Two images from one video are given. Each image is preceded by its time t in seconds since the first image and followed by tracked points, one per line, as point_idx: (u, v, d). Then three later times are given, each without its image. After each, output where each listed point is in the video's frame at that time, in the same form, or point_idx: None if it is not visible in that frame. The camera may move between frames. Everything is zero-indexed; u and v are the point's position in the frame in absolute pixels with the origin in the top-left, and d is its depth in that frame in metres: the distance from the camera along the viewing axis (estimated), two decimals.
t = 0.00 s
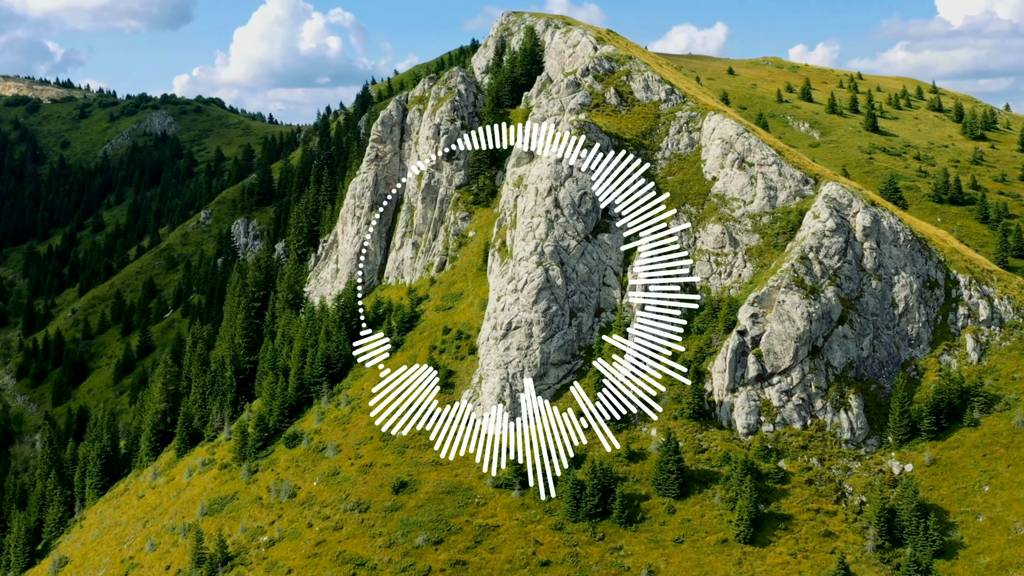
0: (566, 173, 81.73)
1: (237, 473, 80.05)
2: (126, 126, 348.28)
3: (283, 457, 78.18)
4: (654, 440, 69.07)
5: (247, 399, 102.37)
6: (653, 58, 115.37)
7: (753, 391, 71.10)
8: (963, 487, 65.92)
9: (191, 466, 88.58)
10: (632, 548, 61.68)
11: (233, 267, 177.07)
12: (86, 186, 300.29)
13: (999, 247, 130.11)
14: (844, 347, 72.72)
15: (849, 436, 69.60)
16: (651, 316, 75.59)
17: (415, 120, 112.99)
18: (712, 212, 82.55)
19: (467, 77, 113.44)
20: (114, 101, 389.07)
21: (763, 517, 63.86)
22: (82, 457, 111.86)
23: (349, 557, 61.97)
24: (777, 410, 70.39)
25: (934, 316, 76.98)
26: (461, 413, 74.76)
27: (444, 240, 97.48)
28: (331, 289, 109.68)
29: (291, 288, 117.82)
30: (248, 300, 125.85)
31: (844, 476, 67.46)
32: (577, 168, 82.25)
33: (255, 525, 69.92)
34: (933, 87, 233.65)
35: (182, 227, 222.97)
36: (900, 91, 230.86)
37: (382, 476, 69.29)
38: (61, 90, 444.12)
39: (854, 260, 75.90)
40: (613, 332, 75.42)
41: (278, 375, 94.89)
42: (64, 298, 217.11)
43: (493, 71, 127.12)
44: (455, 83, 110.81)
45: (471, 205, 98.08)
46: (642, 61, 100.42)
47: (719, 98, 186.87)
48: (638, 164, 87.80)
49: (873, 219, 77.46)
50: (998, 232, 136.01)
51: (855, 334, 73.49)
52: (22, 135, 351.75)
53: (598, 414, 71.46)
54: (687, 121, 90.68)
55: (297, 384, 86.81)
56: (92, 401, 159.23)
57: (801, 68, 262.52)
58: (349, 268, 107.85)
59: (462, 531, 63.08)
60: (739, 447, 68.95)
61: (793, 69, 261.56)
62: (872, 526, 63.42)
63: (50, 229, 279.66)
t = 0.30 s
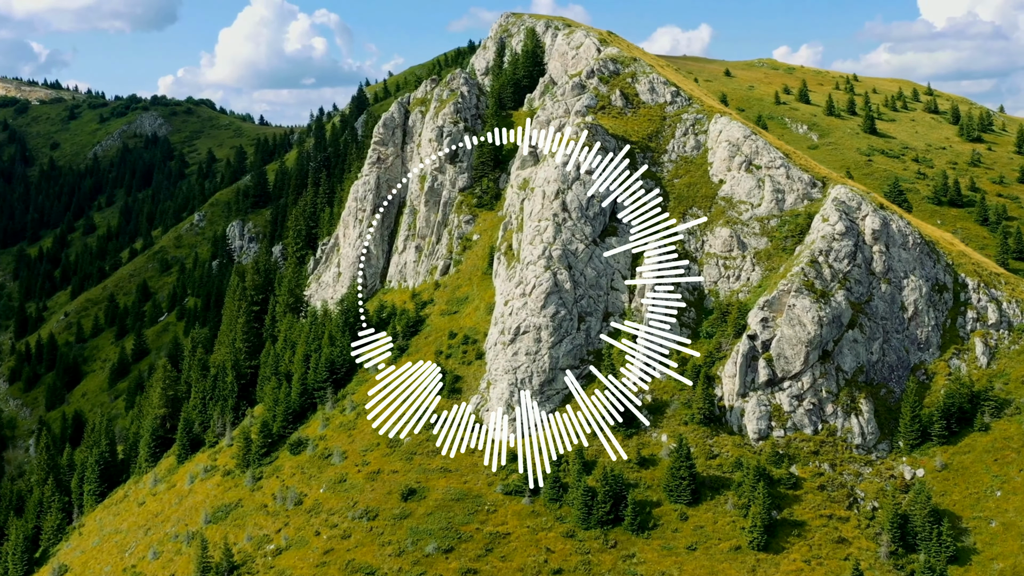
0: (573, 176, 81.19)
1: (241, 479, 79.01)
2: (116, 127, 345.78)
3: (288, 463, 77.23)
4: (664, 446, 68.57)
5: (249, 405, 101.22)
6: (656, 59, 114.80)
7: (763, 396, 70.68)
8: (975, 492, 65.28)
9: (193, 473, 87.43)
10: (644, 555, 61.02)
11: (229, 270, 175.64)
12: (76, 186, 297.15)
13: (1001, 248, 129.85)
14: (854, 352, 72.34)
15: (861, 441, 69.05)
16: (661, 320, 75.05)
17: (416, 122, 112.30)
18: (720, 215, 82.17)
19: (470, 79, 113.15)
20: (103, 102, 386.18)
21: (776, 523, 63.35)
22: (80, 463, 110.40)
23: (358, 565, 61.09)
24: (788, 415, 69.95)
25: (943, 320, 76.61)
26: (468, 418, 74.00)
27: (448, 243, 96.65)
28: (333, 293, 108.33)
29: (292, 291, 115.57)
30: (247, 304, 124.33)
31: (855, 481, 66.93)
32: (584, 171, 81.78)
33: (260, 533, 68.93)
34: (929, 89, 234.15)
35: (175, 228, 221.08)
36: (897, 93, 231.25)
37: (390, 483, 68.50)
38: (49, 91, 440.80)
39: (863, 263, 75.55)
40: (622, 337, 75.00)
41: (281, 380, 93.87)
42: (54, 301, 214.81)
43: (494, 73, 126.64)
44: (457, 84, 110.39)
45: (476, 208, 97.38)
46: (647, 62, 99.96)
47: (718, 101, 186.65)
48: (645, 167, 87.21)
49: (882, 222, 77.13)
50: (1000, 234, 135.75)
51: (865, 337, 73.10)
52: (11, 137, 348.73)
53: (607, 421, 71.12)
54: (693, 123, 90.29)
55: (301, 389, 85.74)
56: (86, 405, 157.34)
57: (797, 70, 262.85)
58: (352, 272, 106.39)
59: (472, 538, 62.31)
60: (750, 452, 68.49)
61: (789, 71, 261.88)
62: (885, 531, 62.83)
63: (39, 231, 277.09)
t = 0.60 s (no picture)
0: (581, 179, 80.78)
1: (245, 487, 77.98)
2: (105, 129, 343.44)
3: (293, 470, 76.28)
4: (675, 453, 68.03)
5: (251, 411, 100.03)
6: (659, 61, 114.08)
7: (774, 401, 70.27)
8: (988, 497, 64.52)
9: (195, 479, 86.26)
10: (656, 563, 60.27)
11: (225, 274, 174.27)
12: (66, 188, 294.56)
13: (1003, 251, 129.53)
14: (865, 356, 71.93)
15: (872, 446, 68.54)
16: (671, 326, 74.71)
17: (419, 124, 111.67)
18: (728, 218, 81.86)
19: (473, 81, 113.20)
20: (92, 103, 383.26)
21: (790, 530, 62.79)
22: (77, 470, 108.91)
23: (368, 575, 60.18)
24: (800, 421, 69.51)
25: (952, 324, 76.15)
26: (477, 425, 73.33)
27: (452, 247, 95.83)
28: (335, 297, 107.06)
29: (293, 294, 114.21)
30: (246, 308, 123.13)
31: (867, 487, 66.38)
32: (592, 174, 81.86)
33: (266, 542, 67.92)
34: (925, 92, 234.62)
35: (168, 230, 219.20)
36: (893, 95, 231.67)
37: (398, 490, 67.65)
38: (37, 92, 437.48)
39: (873, 267, 75.16)
40: (633, 342, 74.56)
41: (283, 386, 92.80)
42: (45, 304, 212.60)
43: (496, 76, 126.20)
44: (461, 87, 110.48)
45: (480, 212, 96.65)
46: (652, 64, 99.42)
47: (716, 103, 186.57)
48: (652, 168, 86.87)
49: (892, 225, 76.76)
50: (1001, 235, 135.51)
51: (875, 342, 72.70)
52: None
53: (617, 425, 70.27)
54: (700, 126, 89.81)
55: (305, 395, 84.74)
56: (80, 410, 155.56)
57: (794, 72, 263.13)
58: (354, 276, 105.29)
59: (483, 547, 61.49)
60: (761, 458, 68.01)
61: (785, 73, 262.20)
62: (899, 538, 62.14)
63: (28, 233, 274.60)
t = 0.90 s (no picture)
0: (588, 182, 79.96)
1: (248, 495, 76.78)
2: (93, 129, 340.54)
3: (297, 478, 75.12)
4: (687, 460, 67.27)
5: (252, 417, 98.57)
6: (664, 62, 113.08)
7: (786, 407, 69.63)
8: (1002, 504, 63.64)
9: (195, 487, 84.85)
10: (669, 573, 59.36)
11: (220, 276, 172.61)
12: (53, 189, 291.77)
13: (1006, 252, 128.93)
14: (877, 361, 71.21)
15: (884, 452, 67.74)
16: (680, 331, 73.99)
17: (421, 126, 110.42)
18: (737, 221, 81.07)
19: (475, 82, 111.14)
20: (78, 103, 379.74)
21: (804, 538, 62.00)
22: (71, 477, 107.19)
23: None
24: (813, 427, 68.79)
25: (964, 328, 75.34)
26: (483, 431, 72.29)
27: (456, 250, 94.70)
28: (336, 301, 105.72)
29: (292, 298, 112.98)
30: (244, 311, 121.27)
31: (881, 493, 65.56)
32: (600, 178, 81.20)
33: (271, 552, 66.74)
34: (922, 92, 234.59)
35: (160, 232, 217.00)
36: (891, 96, 231.50)
37: (406, 499, 66.59)
38: (24, 92, 433.62)
39: (884, 270, 74.51)
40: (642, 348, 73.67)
41: (285, 392, 91.56)
42: (35, 307, 210.16)
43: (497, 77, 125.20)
44: (462, 88, 108.20)
45: (483, 214, 95.53)
46: (657, 65, 98.72)
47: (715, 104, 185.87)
48: (660, 170, 86.03)
49: (903, 229, 76.13)
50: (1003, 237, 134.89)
51: (887, 346, 72.00)
52: None
53: (628, 432, 69.32)
54: (707, 127, 88.98)
55: (309, 401, 83.47)
56: (72, 415, 153.71)
57: (791, 73, 262.88)
58: (354, 280, 103.95)
59: (494, 557, 60.51)
60: (774, 465, 67.28)
61: (781, 73, 261.86)
62: (914, 546, 61.30)
63: (17, 235, 272.07)
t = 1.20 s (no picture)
0: (594, 185, 79.26)
1: (249, 504, 75.41)
2: (81, 129, 337.16)
3: (301, 486, 73.85)
4: (698, 467, 66.47)
5: (251, 423, 97.15)
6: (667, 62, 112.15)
7: (797, 413, 68.95)
8: (1016, 510, 62.72)
9: (195, 495, 83.37)
10: None
11: (213, 279, 170.67)
12: (42, 190, 288.60)
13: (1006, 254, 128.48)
14: (887, 366, 70.53)
15: (896, 458, 67.05)
16: (689, 335, 73.06)
17: (422, 127, 109.27)
18: (744, 224, 80.31)
19: (477, 83, 109.96)
20: (65, 103, 375.84)
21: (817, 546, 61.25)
22: (65, 484, 105.43)
23: None
24: (824, 432, 68.09)
25: (973, 332, 74.58)
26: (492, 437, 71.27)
27: (458, 253, 93.58)
28: (336, 305, 104.35)
29: (291, 302, 111.81)
30: (241, 315, 119.63)
31: (893, 500, 64.82)
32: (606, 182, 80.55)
33: (275, 563, 65.48)
34: (917, 93, 234.66)
35: (152, 234, 214.57)
36: (886, 96, 231.43)
37: (413, 508, 65.46)
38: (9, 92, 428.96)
39: (894, 274, 73.87)
40: (650, 353, 72.81)
41: (285, 398, 90.23)
42: (25, 310, 207.34)
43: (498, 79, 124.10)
44: (464, 89, 107.19)
45: (486, 217, 94.42)
46: (662, 66, 97.95)
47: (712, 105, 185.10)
48: (666, 172, 85.15)
49: (912, 231, 75.47)
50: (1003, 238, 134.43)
51: (898, 351, 71.34)
52: None
53: (637, 438, 68.38)
54: (712, 128, 88.26)
55: (312, 407, 82.23)
56: (64, 420, 151.62)
57: (785, 74, 262.64)
58: (354, 285, 102.43)
59: (504, 566, 59.46)
60: (785, 471, 66.65)
61: (776, 74, 261.56)
62: (928, 553, 60.52)
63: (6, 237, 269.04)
